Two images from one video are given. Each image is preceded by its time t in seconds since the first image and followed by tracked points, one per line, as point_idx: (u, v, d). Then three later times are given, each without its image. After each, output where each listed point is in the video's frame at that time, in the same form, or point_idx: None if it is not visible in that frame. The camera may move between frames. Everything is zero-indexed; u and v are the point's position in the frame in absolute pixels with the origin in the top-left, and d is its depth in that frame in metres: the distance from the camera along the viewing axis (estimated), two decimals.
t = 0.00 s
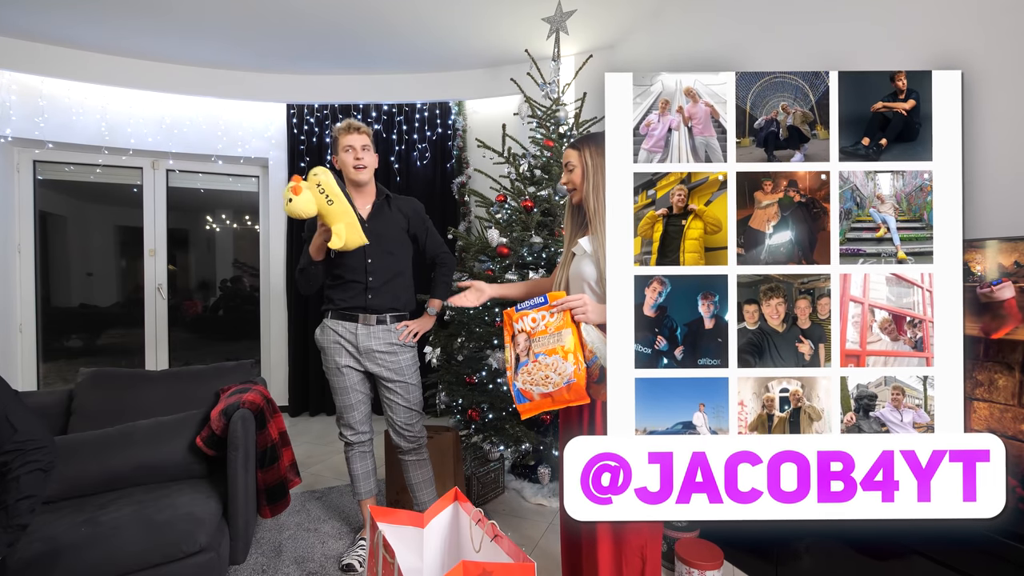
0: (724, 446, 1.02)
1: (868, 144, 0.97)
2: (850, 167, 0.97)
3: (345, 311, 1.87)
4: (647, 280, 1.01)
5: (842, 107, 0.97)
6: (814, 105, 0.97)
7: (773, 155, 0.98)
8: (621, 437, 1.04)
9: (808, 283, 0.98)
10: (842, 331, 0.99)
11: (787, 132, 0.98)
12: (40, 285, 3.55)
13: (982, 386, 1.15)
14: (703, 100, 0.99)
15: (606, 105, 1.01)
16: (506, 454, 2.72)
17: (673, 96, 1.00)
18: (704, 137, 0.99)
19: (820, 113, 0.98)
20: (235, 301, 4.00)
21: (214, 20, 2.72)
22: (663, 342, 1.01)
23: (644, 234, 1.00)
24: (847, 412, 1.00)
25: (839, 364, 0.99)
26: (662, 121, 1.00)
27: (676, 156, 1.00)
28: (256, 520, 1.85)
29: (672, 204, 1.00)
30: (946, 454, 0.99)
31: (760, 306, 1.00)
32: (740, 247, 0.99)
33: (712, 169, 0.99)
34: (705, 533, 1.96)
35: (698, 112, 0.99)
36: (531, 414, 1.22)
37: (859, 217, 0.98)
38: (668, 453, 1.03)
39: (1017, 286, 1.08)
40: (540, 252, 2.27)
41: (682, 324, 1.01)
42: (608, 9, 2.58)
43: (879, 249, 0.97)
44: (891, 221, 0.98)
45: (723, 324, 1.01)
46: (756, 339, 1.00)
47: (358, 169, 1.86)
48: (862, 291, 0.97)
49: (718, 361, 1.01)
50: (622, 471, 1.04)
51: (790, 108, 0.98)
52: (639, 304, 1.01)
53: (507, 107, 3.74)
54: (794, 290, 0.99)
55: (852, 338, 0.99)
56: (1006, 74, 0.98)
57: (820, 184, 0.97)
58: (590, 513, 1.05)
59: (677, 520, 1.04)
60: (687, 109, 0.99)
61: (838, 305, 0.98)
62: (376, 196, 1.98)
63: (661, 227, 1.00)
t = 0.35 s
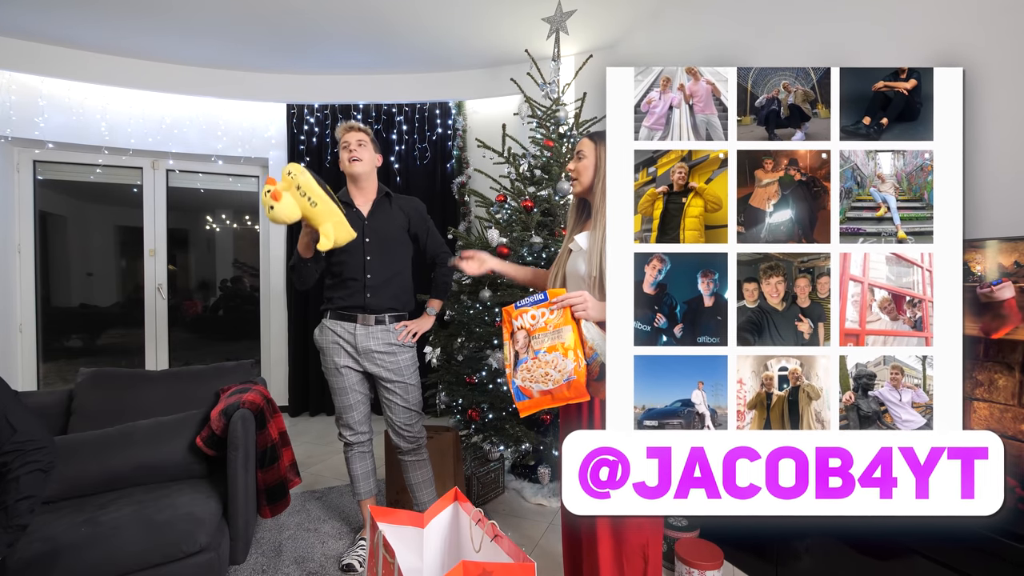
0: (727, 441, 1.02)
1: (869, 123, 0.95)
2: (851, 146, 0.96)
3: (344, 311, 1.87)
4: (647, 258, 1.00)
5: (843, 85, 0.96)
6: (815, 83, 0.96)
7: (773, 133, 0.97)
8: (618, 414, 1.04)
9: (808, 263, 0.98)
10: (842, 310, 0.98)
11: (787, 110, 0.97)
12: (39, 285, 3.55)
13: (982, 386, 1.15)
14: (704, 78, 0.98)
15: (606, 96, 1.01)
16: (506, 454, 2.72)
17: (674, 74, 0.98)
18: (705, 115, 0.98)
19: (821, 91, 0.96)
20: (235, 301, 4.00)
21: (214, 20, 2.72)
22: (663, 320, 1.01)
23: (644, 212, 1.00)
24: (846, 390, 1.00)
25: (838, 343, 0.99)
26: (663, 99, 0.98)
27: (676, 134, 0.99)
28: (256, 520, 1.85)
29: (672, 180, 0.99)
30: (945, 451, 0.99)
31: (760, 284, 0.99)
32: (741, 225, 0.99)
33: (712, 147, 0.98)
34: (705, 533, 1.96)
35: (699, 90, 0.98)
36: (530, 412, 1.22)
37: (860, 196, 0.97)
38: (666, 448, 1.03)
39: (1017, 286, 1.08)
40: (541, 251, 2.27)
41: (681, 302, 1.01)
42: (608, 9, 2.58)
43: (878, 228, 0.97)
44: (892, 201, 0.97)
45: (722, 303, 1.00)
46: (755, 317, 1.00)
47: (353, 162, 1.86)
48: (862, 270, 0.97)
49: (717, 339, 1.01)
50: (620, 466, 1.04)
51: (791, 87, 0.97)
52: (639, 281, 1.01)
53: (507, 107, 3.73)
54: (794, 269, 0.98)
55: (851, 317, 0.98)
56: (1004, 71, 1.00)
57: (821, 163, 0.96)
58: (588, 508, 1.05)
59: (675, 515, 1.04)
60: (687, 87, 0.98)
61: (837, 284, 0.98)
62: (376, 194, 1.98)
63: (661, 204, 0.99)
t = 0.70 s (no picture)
0: (719, 404, 1.03)
1: (865, 80, 0.96)
2: (847, 103, 0.97)
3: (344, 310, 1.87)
4: (641, 215, 1.01)
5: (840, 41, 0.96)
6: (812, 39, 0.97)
7: (769, 90, 0.98)
8: (611, 369, 1.03)
9: (802, 220, 0.98)
10: (836, 268, 0.98)
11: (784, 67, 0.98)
12: (39, 285, 3.55)
13: (981, 386, 1.14)
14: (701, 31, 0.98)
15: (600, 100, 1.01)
16: (506, 454, 2.72)
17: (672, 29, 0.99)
18: (701, 71, 0.98)
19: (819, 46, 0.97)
20: (235, 301, 4.00)
21: (214, 20, 2.72)
22: (656, 276, 1.01)
23: (639, 167, 1.01)
24: (839, 347, 0.99)
25: (832, 301, 0.98)
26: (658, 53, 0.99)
27: (672, 91, 1.00)
28: (256, 519, 1.85)
29: (667, 137, 1.00)
30: (938, 454, 0.99)
31: (753, 241, 0.99)
32: (735, 181, 0.99)
33: (707, 103, 0.99)
34: (705, 533, 1.96)
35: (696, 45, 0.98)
36: (523, 417, 1.24)
37: (855, 153, 0.97)
38: (659, 449, 1.03)
39: (1017, 286, 1.08)
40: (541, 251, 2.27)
41: (675, 259, 1.01)
42: (608, 9, 2.59)
43: (873, 186, 0.97)
44: (887, 158, 0.98)
45: (716, 259, 1.01)
46: (748, 274, 1.00)
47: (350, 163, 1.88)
48: (856, 228, 0.97)
49: (711, 296, 1.01)
50: (612, 466, 1.04)
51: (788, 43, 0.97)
52: (633, 237, 1.02)
53: (507, 107, 3.74)
54: (788, 226, 0.98)
55: (846, 274, 0.98)
56: (1003, 71, 1.00)
57: (817, 120, 0.97)
58: (580, 508, 1.05)
59: (667, 515, 1.03)
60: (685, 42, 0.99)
61: (832, 242, 0.98)
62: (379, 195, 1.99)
63: (656, 160, 1.00)
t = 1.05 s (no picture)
0: (718, 388, 1.03)
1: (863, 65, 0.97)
2: (845, 87, 0.97)
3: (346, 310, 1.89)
4: (639, 199, 1.01)
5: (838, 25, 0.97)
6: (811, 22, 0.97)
7: (767, 75, 0.99)
8: (611, 353, 1.03)
9: (801, 204, 0.98)
10: (834, 252, 0.99)
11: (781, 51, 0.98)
12: (40, 285, 3.55)
13: (981, 386, 1.14)
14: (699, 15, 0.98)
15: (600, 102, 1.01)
16: (506, 454, 2.72)
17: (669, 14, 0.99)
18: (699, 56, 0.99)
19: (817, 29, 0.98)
20: (235, 301, 4.00)
21: (214, 20, 2.72)
22: (655, 261, 1.01)
23: (637, 151, 1.01)
24: (839, 332, 1.00)
25: (830, 285, 0.99)
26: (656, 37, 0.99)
27: (670, 76, 1.00)
28: (256, 520, 1.85)
29: (666, 121, 1.00)
30: (936, 455, 0.99)
31: (751, 225, 0.99)
32: (733, 165, 0.99)
33: (706, 88, 0.99)
34: (704, 533, 1.96)
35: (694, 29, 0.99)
36: (527, 427, 1.23)
37: (852, 138, 0.98)
38: (657, 450, 1.03)
39: (1017, 286, 1.08)
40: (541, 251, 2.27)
41: (673, 243, 1.01)
42: (608, 9, 2.59)
43: (871, 170, 0.97)
44: (885, 143, 0.98)
45: (715, 244, 1.00)
46: (748, 258, 1.00)
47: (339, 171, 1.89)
48: (854, 213, 0.97)
49: (710, 280, 1.01)
50: (611, 468, 1.04)
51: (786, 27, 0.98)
52: (631, 222, 1.02)
53: (507, 107, 3.74)
54: (787, 210, 0.98)
55: (844, 259, 0.98)
56: (1005, 73, 0.99)
57: (814, 105, 0.97)
58: (578, 509, 1.04)
59: (666, 518, 1.03)
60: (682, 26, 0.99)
61: (831, 226, 0.98)
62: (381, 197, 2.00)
63: (654, 144, 1.00)
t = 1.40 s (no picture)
0: (724, 371, 1.01)
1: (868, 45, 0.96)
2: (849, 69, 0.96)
3: (349, 312, 1.88)
4: (645, 182, 1.01)
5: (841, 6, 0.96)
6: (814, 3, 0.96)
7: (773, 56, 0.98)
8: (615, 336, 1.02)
9: (806, 186, 0.98)
10: (840, 234, 0.98)
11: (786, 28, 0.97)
12: (39, 285, 3.55)
13: (982, 386, 1.14)
14: None
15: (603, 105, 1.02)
16: (506, 454, 2.72)
17: None
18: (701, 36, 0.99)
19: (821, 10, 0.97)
20: (235, 301, 4.00)
21: (214, 20, 2.72)
22: (660, 245, 1.01)
23: (642, 135, 1.01)
24: (844, 314, 0.98)
25: (836, 267, 0.97)
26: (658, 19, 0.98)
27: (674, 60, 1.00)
28: (256, 520, 1.84)
29: (670, 105, 1.00)
30: (943, 454, 0.99)
31: (757, 208, 0.99)
32: (738, 148, 0.99)
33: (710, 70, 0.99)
34: (705, 533, 1.96)
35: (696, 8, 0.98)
36: (533, 430, 1.21)
37: (857, 120, 0.98)
38: (664, 451, 1.03)
39: (1017, 286, 1.09)
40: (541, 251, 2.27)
41: (679, 227, 1.01)
42: (608, 9, 2.59)
43: (876, 152, 0.98)
44: (889, 125, 0.99)
45: (720, 227, 1.01)
46: (752, 241, 1.00)
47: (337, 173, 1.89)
48: (859, 194, 0.97)
49: (715, 263, 1.01)
50: (618, 469, 1.04)
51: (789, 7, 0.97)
52: (637, 206, 1.01)
53: (507, 107, 3.74)
54: (792, 193, 0.98)
55: (849, 241, 0.98)
56: (1005, 75, 0.98)
57: (819, 87, 0.97)
58: (587, 511, 1.05)
59: (673, 517, 1.04)
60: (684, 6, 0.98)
61: (836, 208, 0.98)
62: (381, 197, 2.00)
63: (659, 127, 1.00)
